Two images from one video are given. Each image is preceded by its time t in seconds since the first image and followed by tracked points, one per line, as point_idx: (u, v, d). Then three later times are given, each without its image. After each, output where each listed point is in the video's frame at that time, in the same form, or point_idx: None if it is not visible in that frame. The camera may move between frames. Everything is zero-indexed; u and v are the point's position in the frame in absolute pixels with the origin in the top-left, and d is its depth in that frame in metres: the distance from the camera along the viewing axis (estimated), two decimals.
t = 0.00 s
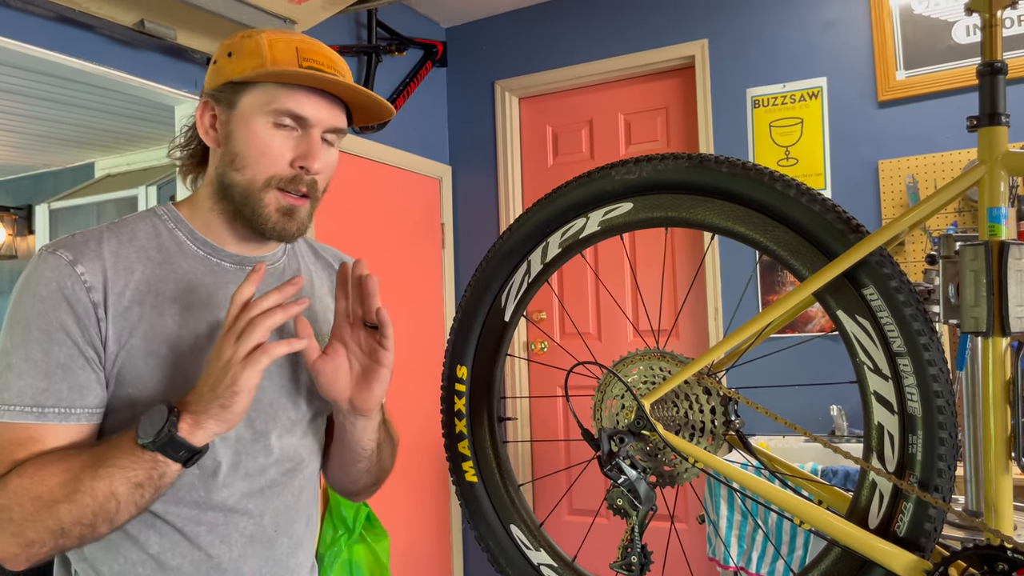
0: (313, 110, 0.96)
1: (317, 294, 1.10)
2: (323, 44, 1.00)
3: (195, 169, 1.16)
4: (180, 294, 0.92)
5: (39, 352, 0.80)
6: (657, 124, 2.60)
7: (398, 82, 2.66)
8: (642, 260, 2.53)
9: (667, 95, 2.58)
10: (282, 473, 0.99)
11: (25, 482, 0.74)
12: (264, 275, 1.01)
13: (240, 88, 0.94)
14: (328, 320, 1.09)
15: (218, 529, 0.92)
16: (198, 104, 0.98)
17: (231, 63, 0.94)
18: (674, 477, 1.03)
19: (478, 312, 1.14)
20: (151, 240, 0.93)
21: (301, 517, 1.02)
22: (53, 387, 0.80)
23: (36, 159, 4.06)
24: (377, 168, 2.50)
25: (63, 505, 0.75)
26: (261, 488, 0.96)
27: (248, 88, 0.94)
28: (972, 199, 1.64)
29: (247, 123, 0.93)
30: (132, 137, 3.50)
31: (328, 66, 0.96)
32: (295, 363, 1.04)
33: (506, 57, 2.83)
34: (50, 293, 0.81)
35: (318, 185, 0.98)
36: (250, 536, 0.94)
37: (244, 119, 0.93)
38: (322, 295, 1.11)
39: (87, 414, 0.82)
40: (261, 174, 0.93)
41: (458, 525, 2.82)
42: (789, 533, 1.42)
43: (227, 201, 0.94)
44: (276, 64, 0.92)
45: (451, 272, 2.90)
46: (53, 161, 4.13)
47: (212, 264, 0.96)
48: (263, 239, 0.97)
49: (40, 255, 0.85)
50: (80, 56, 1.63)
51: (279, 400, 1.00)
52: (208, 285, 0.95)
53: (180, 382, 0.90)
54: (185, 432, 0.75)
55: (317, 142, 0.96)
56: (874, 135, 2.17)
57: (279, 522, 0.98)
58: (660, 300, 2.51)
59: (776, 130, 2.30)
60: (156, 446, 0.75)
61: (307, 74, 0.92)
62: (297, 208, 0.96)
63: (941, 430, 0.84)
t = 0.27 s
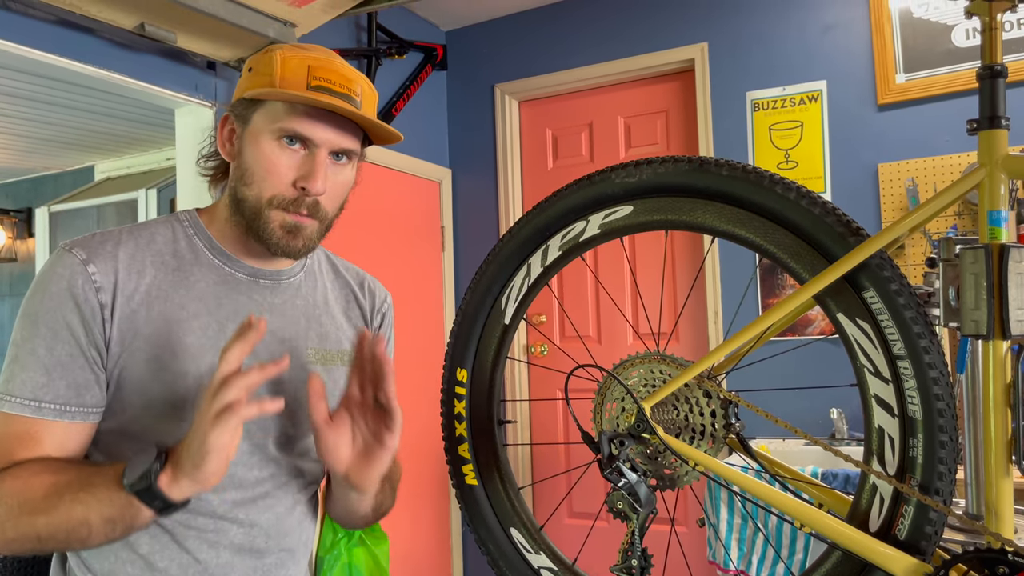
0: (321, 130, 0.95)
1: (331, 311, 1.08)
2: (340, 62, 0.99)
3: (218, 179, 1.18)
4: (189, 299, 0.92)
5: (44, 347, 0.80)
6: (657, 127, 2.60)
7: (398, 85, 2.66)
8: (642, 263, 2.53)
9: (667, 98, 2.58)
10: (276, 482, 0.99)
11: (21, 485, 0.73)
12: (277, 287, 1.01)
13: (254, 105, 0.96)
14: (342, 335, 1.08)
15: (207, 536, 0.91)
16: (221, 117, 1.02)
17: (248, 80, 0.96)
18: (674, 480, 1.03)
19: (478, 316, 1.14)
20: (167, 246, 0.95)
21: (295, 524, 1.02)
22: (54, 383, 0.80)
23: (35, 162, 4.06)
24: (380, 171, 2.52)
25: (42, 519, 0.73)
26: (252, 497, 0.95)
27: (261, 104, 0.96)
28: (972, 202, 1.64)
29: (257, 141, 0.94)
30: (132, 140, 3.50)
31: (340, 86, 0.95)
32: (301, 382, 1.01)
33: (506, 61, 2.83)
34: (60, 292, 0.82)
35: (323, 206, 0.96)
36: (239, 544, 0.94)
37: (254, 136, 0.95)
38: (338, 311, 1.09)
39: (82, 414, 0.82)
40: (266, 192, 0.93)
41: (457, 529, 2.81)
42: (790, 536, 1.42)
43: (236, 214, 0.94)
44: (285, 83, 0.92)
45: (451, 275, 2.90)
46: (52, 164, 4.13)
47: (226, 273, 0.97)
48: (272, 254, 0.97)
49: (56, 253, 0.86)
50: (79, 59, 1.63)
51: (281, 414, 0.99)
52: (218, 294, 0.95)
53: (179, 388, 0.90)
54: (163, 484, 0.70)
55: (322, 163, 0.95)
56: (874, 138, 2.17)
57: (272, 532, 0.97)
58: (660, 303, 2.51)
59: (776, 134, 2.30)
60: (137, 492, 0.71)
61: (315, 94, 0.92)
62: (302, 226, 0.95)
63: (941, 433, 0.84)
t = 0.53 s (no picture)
0: (334, 137, 0.95)
1: (337, 318, 1.07)
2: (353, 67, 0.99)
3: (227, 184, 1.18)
4: (200, 303, 0.92)
5: (52, 349, 0.81)
6: (657, 128, 2.60)
7: (398, 87, 2.66)
8: (642, 264, 2.53)
9: (667, 100, 2.58)
10: (281, 490, 1.01)
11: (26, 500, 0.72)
12: (286, 294, 1.00)
13: (267, 111, 0.96)
14: (350, 343, 1.07)
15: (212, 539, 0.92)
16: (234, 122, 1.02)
17: (262, 86, 0.96)
18: (674, 481, 1.02)
19: (480, 317, 1.14)
20: (178, 250, 0.95)
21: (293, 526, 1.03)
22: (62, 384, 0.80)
23: (35, 164, 4.06)
24: (381, 173, 2.53)
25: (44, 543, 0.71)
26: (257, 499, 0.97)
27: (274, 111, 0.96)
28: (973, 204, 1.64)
29: (269, 147, 0.94)
30: (132, 142, 3.50)
31: (353, 92, 0.95)
32: (309, 389, 1.00)
33: (506, 62, 2.83)
34: (72, 294, 0.83)
35: (335, 211, 0.96)
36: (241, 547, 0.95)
37: (267, 141, 0.95)
38: (345, 318, 1.09)
39: (89, 416, 0.82)
40: (279, 198, 0.93)
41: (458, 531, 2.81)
42: (790, 537, 1.42)
43: (248, 220, 0.94)
44: (298, 89, 0.92)
45: (451, 276, 2.90)
46: (53, 166, 4.14)
47: (236, 277, 0.97)
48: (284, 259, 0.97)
49: (70, 255, 0.87)
50: (79, 60, 1.63)
51: (289, 423, 0.98)
52: (228, 299, 0.95)
53: (188, 394, 0.89)
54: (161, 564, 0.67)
55: (335, 169, 0.95)
56: (875, 140, 2.18)
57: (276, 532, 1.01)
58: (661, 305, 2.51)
59: (776, 135, 2.30)
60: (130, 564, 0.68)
61: (327, 100, 0.92)
62: (314, 232, 0.95)
63: (942, 434, 0.84)
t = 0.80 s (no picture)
0: (325, 131, 0.94)
1: (340, 318, 1.07)
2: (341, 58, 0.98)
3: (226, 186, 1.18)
4: (204, 304, 0.92)
5: (57, 352, 0.80)
6: (657, 129, 2.60)
7: (398, 87, 2.66)
8: (643, 265, 2.53)
9: (667, 100, 2.58)
10: (288, 491, 1.01)
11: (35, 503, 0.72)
12: (288, 294, 1.00)
13: (258, 108, 0.96)
14: (352, 343, 1.07)
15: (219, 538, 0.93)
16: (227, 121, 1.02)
17: (251, 83, 0.96)
18: (675, 481, 1.02)
19: (481, 317, 1.14)
20: (180, 251, 0.95)
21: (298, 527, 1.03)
22: (69, 387, 0.80)
23: (35, 163, 4.06)
24: (382, 174, 2.53)
25: (51, 547, 0.71)
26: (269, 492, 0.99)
27: (264, 108, 0.96)
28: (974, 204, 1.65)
29: (263, 145, 0.95)
30: (132, 142, 3.50)
31: (341, 83, 0.94)
32: (312, 389, 1.00)
33: (506, 62, 2.83)
34: (75, 296, 0.83)
35: (331, 206, 0.96)
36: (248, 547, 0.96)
37: (260, 140, 0.95)
38: (347, 318, 1.09)
39: (97, 419, 0.82)
40: (275, 197, 0.93)
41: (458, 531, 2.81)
42: (790, 537, 1.42)
43: (247, 221, 0.95)
44: (285, 85, 0.92)
45: (451, 277, 2.90)
46: (52, 166, 4.14)
47: (238, 279, 0.97)
48: (283, 259, 0.97)
49: (73, 258, 0.87)
50: (80, 60, 1.63)
51: (293, 423, 0.98)
52: (231, 300, 0.95)
53: (193, 395, 0.89)
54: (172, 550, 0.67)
55: (329, 162, 0.95)
56: (875, 140, 2.18)
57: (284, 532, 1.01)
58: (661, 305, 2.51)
59: (777, 135, 2.30)
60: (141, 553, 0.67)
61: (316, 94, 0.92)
62: (311, 229, 0.95)
63: (944, 434, 0.84)
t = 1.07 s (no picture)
0: (289, 133, 0.93)
1: (340, 317, 1.06)
2: (310, 54, 0.96)
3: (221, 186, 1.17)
4: (205, 306, 0.92)
5: (60, 356, 0.81)
6: (658, 128, 2.60)
7: (399, 86, 2.65)
8: (643, 264, 2.53)
9: (668, 100, 2.58)
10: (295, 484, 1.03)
11: (44, 499, 0.74)
12: (288, 293, 1.00)
13: (231, 114, 0.96)
14: (352, 341, 1.06)
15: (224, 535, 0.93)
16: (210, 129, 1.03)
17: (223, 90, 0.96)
18: (677, 481, 1.02)
19: (482, 315, 1.14)
20: (179, 253, 0.95)
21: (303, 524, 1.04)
22: (76, 390, 0.81)
23: (34, 162, 4.05)
24: (382, 173, 2.52)
25: (63, 541, 0.73)
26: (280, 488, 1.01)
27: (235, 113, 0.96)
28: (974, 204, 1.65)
29: (236, 152, 0.95)
30: (132, 141, 3.50)
31: (305, 83, 0.92)
32: (314, 389, 0.99)
33: (507, 61, 2.83)
34: (75, 299, 0.83)
35: (307, 210, 0.95)
36: (252, 545, 0.96)
37: (233, 147, 0.95)
38: (349, 316, 1.08)
39: (106, 419, 0.83)
40: (249, 203, 0.93)
41: (459, 530, 2.82)
42: (791, 537, 1.41)
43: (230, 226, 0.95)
44: (248, 89, 0.92)
45: (451, 276, 2.90)
46: (52, 165, 4.13)
47: (237, 279, 0.97)
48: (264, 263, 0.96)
49: (71, 261, 0.87)
50: (80, 58, 1.62)
51: (295, 422, 0.98)
52: (230, 300, 0.95)
53: (196, 396, 0.89)
54: (182, 518, 0.70)
55: (297, 166, 0.94)
56: (876, 139, 2.18)
57: (291, 528, 1.01)
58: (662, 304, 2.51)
59: (777, 135, 2.30)
60: (152, 524, 0.70)
61: (276, 96, 0.91)
62: (289, 235, 0.93)
63: (946, 433, 0.84)
